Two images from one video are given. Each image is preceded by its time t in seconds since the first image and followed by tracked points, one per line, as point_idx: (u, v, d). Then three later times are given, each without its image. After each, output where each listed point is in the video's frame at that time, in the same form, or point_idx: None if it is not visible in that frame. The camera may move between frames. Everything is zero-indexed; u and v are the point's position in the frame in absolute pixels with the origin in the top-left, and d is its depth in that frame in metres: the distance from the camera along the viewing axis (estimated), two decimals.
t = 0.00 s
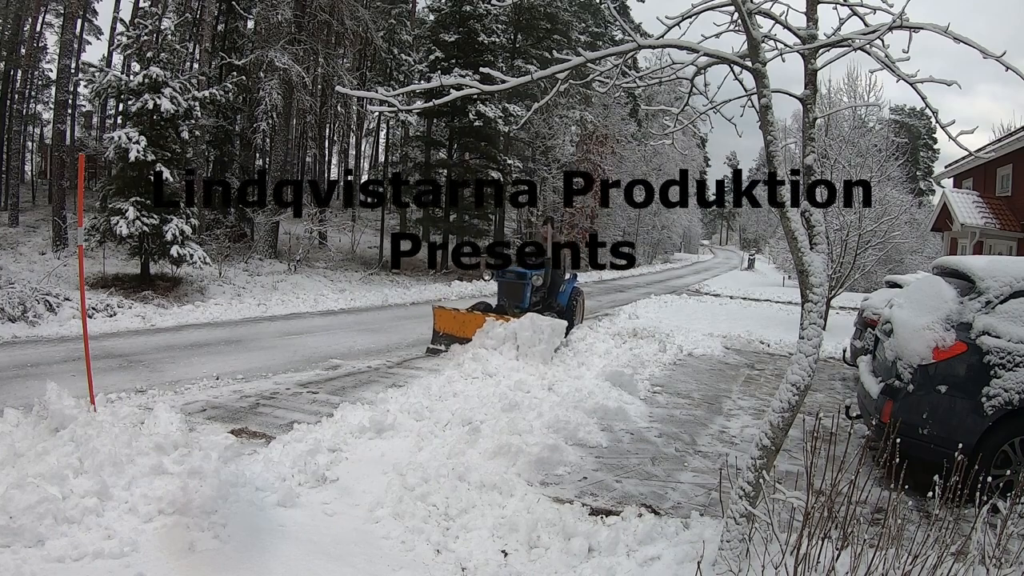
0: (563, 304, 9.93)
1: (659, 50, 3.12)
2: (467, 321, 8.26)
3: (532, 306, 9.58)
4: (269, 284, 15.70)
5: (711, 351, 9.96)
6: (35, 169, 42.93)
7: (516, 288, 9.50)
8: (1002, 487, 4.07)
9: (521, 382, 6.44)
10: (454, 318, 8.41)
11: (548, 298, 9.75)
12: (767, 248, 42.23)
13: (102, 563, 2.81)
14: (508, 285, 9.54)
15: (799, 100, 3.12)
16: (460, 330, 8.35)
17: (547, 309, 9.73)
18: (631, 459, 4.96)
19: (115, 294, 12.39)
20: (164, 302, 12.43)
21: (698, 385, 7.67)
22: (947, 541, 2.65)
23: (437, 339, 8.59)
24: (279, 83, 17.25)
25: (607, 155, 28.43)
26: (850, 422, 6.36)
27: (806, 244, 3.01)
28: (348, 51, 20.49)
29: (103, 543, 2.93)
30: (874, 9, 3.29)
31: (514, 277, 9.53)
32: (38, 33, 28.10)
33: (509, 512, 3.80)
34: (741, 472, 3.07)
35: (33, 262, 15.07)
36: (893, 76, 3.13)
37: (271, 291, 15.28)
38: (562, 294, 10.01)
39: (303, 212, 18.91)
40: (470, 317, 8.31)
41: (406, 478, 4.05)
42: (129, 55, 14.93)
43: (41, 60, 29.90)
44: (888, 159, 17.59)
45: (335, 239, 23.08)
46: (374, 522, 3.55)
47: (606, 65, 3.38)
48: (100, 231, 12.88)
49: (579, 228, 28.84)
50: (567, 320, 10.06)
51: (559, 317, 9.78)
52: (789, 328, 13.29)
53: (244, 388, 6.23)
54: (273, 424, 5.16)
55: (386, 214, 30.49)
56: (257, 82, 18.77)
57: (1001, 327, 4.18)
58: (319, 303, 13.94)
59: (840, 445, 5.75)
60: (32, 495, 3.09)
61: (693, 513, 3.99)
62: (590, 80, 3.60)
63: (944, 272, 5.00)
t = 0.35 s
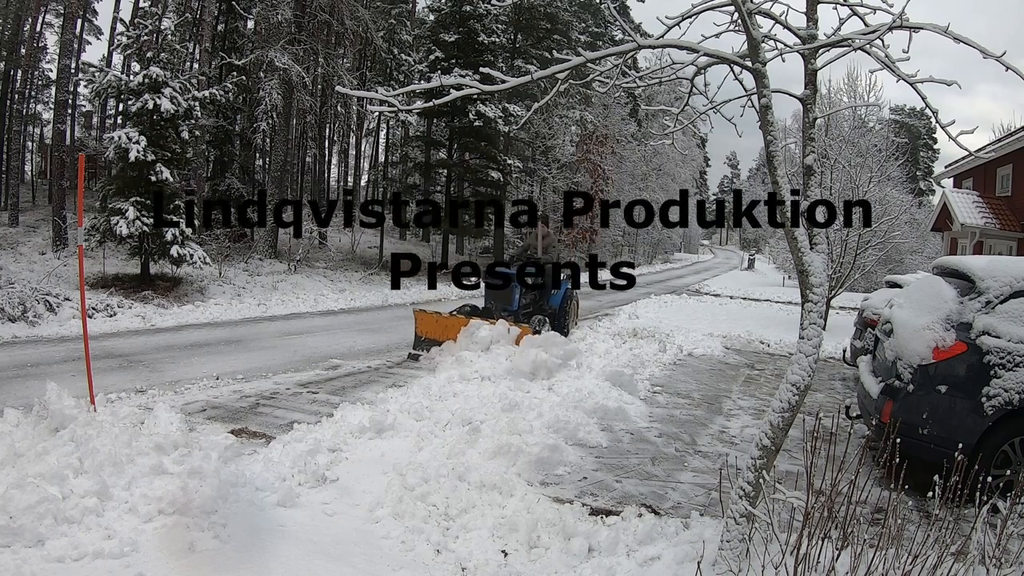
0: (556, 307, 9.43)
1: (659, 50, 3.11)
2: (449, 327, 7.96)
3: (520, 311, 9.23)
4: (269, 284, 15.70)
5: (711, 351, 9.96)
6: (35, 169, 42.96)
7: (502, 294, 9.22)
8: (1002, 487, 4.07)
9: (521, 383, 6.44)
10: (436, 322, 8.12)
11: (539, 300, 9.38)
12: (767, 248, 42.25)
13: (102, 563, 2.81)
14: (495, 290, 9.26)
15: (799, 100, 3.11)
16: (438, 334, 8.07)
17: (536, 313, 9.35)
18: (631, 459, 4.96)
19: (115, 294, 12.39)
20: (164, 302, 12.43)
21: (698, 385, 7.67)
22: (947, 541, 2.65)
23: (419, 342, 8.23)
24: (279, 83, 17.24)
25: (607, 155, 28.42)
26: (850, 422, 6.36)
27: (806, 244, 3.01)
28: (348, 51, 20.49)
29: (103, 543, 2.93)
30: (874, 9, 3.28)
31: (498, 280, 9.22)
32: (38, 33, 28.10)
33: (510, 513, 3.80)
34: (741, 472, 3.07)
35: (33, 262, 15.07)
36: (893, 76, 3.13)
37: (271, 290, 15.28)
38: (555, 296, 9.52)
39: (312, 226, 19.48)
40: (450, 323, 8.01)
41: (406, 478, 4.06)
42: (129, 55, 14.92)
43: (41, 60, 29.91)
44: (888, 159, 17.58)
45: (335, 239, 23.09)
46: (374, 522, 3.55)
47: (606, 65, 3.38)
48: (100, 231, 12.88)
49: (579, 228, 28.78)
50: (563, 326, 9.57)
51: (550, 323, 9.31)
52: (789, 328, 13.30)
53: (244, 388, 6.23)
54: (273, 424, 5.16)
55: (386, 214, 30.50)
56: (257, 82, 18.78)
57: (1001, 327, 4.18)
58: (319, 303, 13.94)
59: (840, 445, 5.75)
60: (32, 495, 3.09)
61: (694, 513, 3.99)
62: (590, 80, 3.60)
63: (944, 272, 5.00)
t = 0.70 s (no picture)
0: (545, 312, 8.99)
1: (659, 50, 3.11)
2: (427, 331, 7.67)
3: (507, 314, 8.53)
4: (269, 283, 15.70)
5: (712, 351, 9.96)
6: (35, 169, 42.98)
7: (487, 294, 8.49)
8: (1002, 486, 4.07)
9: (521, 383, 6.43)
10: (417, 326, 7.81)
11: (529, 304, 8.81)
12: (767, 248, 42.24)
13: (103, 563, 2.81)
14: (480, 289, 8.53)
15: (799, 100, 3.11)
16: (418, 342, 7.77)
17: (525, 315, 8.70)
18: (631, 459, 4.96)
19: (115, 294, 12.39)
20: (164, 302, 12.42)
21: (698, 385, 7.67)
22: (947, 541, 2.65)
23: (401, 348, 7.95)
24: (279, 83, 17.23)
25: (607, 155, 28.41)
26: (850, 422, 6.36)
27: (806, 244, 3.00)
28: (348, 51, 20.48)
29: (103, 543, 2.93)
30: (874, 9, 3.28)
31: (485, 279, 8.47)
32: (38, 33, 28.09)
33: (510, 512, 3.80)
34: (741, 472, 3.07)
35: (33, 262, 15.07)
36: (893, 76, 3.13)
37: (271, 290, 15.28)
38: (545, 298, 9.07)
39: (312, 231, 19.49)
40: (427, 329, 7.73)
41: (406, 478, 4.06)
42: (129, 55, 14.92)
43: (40, 60, 29.91)
44: (888, 160, 17.58)
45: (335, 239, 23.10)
46: (374, 522, 3.55)
47: (606, 65, 3.38)
48: (100, 231, 12.88)
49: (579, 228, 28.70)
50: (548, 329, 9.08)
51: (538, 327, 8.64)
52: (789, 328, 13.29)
53: (244, 388, 6.23)
54: (273, 424, 5.16)
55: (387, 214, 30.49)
56: (257, 82, 18.77)
57: (1001, 327, 4.18)
58: (319, 303, 13.94)
59: (840, 445, 5.75)
60: (31, 495, 3.09)
61: (694, 513, 3.99)
62: (590, 80, 3.59)
63: (944, 272, 4.99)
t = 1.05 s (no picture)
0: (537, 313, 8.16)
1: (659, 50, 3.11)
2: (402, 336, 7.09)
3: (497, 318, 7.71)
4: (270, 284, 15.71)
5: (711, 351, 9.96)
6: (35, 170, 43.04)
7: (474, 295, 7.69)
8: (1002, 486, 4.07)
9: (520, 384, 6.44)
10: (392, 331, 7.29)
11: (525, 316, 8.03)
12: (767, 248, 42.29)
13: (103, 563, 2.81)
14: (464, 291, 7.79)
15: (799, 100, 3.11)
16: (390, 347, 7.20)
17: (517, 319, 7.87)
18: (631, 459, 4.96)
19: (115, 294, 12.39)
20: (164, 302, 12.43)
21: (698, 384, 7.67)
22: (947, 541, 2.65)
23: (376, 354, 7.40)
24: (279, 83, 17.24)
25: (607, 155, 28.39)
26: (850, 422, 6.36)
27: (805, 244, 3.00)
28: (348, 51, 20.49)
29: (103, 543, 2.93)
30: (874, 9, 3.28)
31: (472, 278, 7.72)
32: (38, 34, 28.09)
33: (510, 513, 3.80)
34: (741, 472, 3.07)
35: (32, 262, 15.07)
36: (893, 76, 3.13)
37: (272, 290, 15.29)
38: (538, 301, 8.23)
39: (313, 247, 19.26)
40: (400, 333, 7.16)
41: (406, 478, 4.06)
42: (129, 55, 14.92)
43: (40, 60, 29.93)
44: (888, 160, 17.58)
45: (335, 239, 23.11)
46: (374, 522, 3.55)
47: (606, 65, 3.38)
48: (100, 231, 12.88)
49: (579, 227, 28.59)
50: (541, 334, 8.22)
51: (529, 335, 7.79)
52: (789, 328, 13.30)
53: (244, 388, 6.23)
54: (272, 424, 5.16)
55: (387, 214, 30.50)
56: (257, 82, 18.78)
57: (1001, 327, 4.18)
58: (319, 303, 13.95)
59: (839, 445, 5.76)
60: (31, 495, 3.09)
61: (694, 513, 3.99)
62: (590, 80, 3.60)
63: (944, 272, 4.99)
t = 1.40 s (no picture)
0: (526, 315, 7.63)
1: (659, 50, 3.11)
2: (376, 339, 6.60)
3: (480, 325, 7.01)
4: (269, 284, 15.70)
5: (711, 351, 9.96)
6: (35, 170, 43.07)
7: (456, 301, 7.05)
8: (1002, 487, 4.07)
9: (520, 384, 6.44)
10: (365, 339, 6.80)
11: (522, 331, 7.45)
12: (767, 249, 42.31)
13: (102, 563, 2.81)
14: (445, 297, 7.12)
15: (800, 100, 3.11)
16: (357, 354, 6.67)
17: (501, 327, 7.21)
18: (631, 459, 4.96)
19: (115, 294, 12.39)
20: (164, 302, 12.43)
21: (698, 384, 7.67)
22: (947, 541, 2.65)
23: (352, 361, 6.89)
24: (279, 83, 17.24)
25: (607, 155, 28.36)
26: (850, 422, 6.36)
27: (805, 244, 3.00)
28: (348, 51, 20.50)
29: (103, 543, 2.93)
30: (874, 9, 3.26)
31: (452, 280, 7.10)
32: (38, 33, 28.09)
33: (510, 513, 3.80)
34: (741, 472, 3.07)
35: (32, 262, 15.07)
36: (893, 76, 3.13)
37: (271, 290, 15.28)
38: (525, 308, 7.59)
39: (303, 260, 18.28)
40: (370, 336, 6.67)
41: (406, 478, 4.06)
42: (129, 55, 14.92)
43: (40, 60, 29.93)
44: (888, 160, 17.58)
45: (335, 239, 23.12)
46: (374, 522, 3.55)
47: (606, 65, 3.38)
48: (100, 231, 12.88)
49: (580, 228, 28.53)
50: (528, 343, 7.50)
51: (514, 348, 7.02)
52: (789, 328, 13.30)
53: (244, 388, 6.23)
54: (272, 424, 5.16)
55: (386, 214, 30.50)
56: (257, 82, 18.79)
57: (1001, 327, 4.18)
58: (319, 303, 13.95)
59: (839, 445, 5.76)
60: (32, 495, 3.09)
61: (693, 513, 3.99)
62: (590, 80, 3.59)
63: (944, 272, 4.99)
